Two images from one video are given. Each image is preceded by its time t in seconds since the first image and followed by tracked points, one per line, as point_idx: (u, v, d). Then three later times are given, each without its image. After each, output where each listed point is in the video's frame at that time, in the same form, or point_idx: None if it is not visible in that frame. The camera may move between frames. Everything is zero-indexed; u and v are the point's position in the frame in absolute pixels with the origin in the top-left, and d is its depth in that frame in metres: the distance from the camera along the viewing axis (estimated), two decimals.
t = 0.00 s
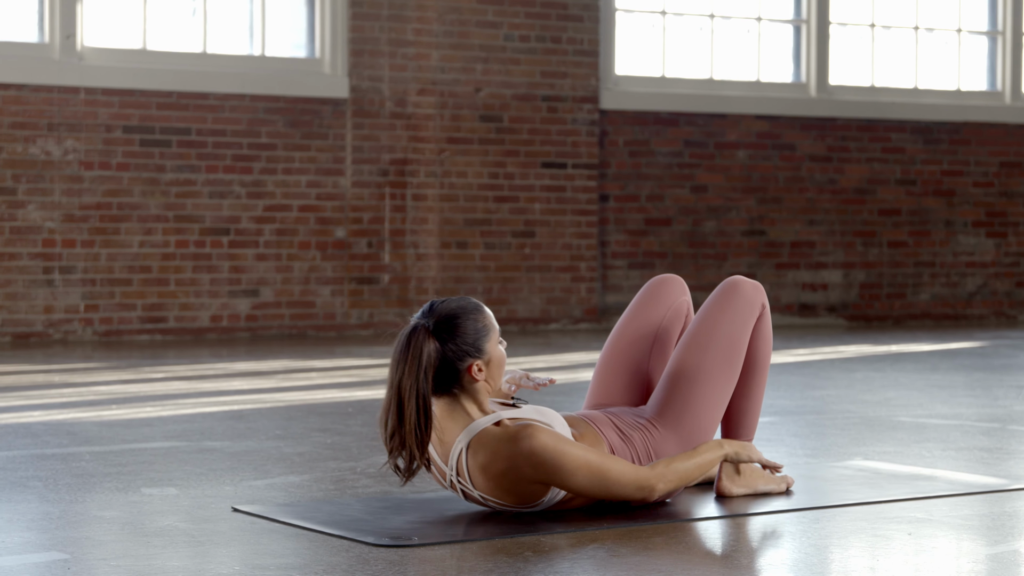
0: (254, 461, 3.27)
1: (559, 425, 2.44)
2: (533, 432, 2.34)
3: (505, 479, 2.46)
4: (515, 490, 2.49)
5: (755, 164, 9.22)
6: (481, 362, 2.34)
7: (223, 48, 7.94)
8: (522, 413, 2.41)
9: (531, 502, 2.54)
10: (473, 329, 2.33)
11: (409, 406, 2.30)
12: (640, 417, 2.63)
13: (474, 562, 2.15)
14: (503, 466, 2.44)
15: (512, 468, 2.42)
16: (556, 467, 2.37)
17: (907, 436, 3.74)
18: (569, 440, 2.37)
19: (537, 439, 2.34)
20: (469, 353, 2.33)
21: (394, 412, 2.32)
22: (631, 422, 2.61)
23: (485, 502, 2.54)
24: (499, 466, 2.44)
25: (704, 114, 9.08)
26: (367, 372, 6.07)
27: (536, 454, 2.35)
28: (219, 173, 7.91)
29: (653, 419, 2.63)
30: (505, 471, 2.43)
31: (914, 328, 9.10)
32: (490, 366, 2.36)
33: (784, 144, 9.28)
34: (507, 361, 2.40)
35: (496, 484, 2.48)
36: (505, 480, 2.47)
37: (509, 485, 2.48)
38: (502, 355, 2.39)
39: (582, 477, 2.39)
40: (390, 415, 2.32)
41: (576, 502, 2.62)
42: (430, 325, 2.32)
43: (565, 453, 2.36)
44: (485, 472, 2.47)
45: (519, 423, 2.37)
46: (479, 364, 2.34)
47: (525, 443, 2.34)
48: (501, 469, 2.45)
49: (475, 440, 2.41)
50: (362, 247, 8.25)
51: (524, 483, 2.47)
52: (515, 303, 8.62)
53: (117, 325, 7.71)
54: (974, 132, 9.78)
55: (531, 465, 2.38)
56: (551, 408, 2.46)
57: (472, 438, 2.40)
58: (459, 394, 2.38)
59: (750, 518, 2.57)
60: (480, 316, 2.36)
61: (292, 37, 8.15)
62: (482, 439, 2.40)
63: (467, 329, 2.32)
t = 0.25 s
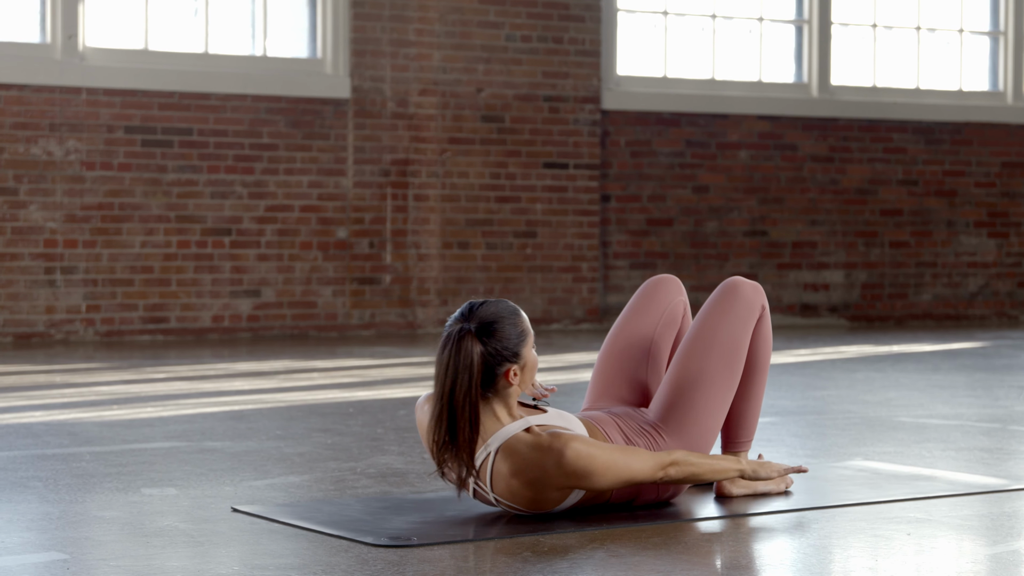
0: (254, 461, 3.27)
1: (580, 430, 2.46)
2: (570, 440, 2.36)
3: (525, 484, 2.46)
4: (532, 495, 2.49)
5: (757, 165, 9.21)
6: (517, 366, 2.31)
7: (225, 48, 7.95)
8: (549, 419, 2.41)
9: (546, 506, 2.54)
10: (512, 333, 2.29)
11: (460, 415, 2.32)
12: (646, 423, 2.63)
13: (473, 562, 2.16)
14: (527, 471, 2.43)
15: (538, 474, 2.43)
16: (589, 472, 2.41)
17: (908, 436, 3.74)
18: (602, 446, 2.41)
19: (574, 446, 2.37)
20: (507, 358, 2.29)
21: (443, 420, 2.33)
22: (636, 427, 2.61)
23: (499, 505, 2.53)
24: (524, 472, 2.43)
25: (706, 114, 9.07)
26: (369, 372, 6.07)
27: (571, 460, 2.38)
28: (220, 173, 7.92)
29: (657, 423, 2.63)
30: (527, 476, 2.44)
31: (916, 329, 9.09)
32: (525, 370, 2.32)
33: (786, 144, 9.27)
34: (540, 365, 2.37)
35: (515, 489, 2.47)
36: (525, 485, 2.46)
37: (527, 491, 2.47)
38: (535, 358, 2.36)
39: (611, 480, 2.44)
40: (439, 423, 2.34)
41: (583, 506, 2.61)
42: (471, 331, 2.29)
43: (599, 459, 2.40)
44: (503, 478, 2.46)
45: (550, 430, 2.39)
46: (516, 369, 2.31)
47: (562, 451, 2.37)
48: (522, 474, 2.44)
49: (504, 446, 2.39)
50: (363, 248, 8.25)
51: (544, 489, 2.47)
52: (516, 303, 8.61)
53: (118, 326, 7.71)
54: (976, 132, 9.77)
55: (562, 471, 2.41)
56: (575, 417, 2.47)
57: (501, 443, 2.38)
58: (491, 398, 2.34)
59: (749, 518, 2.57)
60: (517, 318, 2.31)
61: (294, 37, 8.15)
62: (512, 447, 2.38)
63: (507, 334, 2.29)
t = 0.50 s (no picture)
0: (252, 462, 3.27)
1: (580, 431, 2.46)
2: (569, 439, 2.36)
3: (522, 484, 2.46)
4: (529, 495, 2.49)
5: (757, 165, 9.21)
6: (520, 362, 2.31)
7: (225, 49, 7.95)
8: (550, 419, 2.40)
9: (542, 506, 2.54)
10: (514, 327, 2.30)
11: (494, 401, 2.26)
12: (647, 425, 2.63)
13: (470, 562, 2.16)
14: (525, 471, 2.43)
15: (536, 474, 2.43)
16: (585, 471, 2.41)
17: (905, 436, 3.74)
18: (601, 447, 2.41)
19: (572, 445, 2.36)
20: (510, 353, 2.29)
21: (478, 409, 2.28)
22: (636, 429, 2.60)
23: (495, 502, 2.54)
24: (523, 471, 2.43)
25: (705, 115, 9.08)
26: (368, 372, 6.08)
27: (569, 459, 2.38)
28: (220, 174, 7.92)
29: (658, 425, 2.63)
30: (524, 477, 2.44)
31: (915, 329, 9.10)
32: (527, 367, 2.32)
33: (785, 145, 9.27)
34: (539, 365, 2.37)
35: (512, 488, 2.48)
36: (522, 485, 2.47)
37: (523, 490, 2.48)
38: (536, 356, 2.36)
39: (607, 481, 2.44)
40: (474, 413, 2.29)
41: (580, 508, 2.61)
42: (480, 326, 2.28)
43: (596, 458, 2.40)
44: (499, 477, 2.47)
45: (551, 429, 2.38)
46: (518, 365, 2.31)
47: (561, 449, 2.36)
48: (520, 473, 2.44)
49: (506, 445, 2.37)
50: (363, 249, 8.25)
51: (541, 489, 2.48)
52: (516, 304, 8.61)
53: (118, 327, 7.71)
54: (976, 133, 9.77)
55: (559, 470, 2.41)
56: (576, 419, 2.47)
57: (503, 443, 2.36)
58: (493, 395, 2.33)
59: (746, 518, 2.57)
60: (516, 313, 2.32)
61: (294, 37, 8.15)
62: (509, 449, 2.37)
63: (509, 327, 2.30)
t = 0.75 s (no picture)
0: (253, 462, 3.28)
1: (558, 425, 2.45)
2: (530, 427, 2.35)
3: (501, 478, 2.47)
4: (511, 491, 2.50)
5: (758, 166, 9.21)
6: (482, 358, 2.32)
7: (225, 49, 7.95)
8: (521, 412, 2.42)
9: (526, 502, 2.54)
10: (474, 324, 2.31)
11: (437, 397, 2.30)
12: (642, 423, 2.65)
13: (468, 562, 2.16)
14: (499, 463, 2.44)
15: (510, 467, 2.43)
16: (552, 463, 2.39)
17: (905, 436, 3.74)
18: (568, 438, 2.40)
19: (534, 434, 2.35)
20: (469, 350, 2.31)
21: (421, 404, 2.32)
22: (631, 427, 2.62)
23: (480, 502, 2.54)
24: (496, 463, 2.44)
25: (706, 115, 9.07)
26: (368, 372, 6.08)
27: (532, 448, 2.37)
28: (221, 174, 7.92)
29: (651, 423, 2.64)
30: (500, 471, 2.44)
31: (916, 330, 9.09)
32: (490, 363, 2.34)
33: (787, 145, 9.27)
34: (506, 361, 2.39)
35: (494, 484, 2.49)
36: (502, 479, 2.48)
37: (504, 485, 2.49)
38: (501, 353, 2.37)
39: (576, 473, 2.42)
40: (418, 405, 2.33)
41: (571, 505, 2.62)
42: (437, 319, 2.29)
43: (560, 448, 2.37)
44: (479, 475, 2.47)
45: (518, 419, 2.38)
46: (479, 360, 2.32)
47: (523, 438, 2.35)
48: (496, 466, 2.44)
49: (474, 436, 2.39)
50: (364, 249, 8.25)
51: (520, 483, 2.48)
52: (517, 304, 8.61)
53: (119, 327, 7.72)
54: (977, 133, 9.77)
55: (527, 461, 2.40)
56: (552, 411, 2.47)
57: (467, 437, 2.38)
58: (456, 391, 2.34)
59: (744, 519, 2.57)
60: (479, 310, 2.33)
61: (295, 38, 8.15)
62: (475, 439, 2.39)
63: (469, 324, 2.31)
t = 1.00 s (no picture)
0: (252, 462, 3.28)
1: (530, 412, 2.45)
2: (492, 405, 2.36)
3: (476, 468, 2.46)
4: (492, 481, 2.50)
5: (759, 166, 9.21)
6: (442, 352, 2.37)
7: (226, 50, 7.96)
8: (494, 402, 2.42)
9: (509, 495, 2.55)
10: (431, 321, 2.36)
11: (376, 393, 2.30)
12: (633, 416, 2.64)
13: (466, 562, 2.16)
14: (471, 453, 2.42)
15: (480, 453, 2.41)
16: (516, 441, 2.35)
17: (904, 437, 3.73)
18: (530, 415, 2.37)
19: (494, 411, 2.35)
20: (430, 344, 2.35)
21: (349, 401, 2.31)
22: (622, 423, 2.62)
23: (465, 500, 2.56)
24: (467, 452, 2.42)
25: (707, 115, 9.08)
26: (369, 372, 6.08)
27: (494, 427, 2.35)
28: (222, 175, 7.93)
29: (646, 418, 2.63)
30: (472, 460, 2.44)
31: (918, 330, 9.09)
32: (452, 358, 2.38)
33: (788, 145, 9.27)
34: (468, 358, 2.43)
35: (475, 477, 2.49)
36: (478, 470, 2.47)
37: (482, 476, 2.48)
38: (462, 351, 2.42)
39: (541, 450, 2.37)
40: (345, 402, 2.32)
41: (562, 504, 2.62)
42: (389, 318, 2.35)
43: (521, 423, 2.35)
44: (458, 469, 2.48)
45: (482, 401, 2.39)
46: (441, 354, 2.36)
47: (483, 418, 2.36)
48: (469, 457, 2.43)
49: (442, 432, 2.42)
50: (365, 249, 8.25)
51: (495, 471, 2.47)
52: (518, 304, 8.62)
53: (120, 327, 7.72)
54: (978, 134, 9.77)
55: (490, 444, 2.37)
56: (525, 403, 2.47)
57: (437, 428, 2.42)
58: (421, 386, 2.38)
59: (742, 519, 2.57)
60: (436, 310, 2.38)
61: (296, 38, 8.15)
62: (447, 429, 2.41)
63: (424, 321, 2.35)
